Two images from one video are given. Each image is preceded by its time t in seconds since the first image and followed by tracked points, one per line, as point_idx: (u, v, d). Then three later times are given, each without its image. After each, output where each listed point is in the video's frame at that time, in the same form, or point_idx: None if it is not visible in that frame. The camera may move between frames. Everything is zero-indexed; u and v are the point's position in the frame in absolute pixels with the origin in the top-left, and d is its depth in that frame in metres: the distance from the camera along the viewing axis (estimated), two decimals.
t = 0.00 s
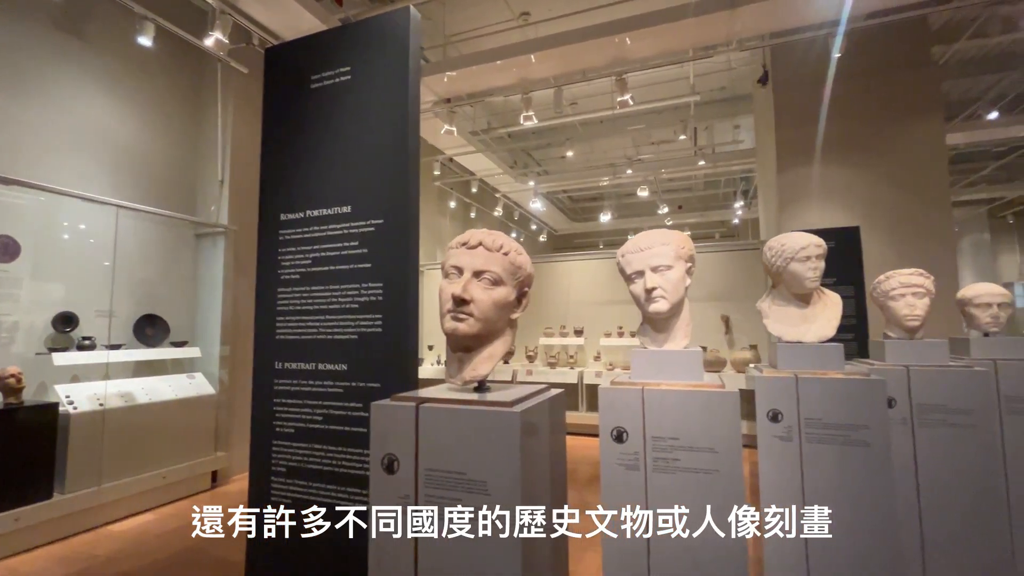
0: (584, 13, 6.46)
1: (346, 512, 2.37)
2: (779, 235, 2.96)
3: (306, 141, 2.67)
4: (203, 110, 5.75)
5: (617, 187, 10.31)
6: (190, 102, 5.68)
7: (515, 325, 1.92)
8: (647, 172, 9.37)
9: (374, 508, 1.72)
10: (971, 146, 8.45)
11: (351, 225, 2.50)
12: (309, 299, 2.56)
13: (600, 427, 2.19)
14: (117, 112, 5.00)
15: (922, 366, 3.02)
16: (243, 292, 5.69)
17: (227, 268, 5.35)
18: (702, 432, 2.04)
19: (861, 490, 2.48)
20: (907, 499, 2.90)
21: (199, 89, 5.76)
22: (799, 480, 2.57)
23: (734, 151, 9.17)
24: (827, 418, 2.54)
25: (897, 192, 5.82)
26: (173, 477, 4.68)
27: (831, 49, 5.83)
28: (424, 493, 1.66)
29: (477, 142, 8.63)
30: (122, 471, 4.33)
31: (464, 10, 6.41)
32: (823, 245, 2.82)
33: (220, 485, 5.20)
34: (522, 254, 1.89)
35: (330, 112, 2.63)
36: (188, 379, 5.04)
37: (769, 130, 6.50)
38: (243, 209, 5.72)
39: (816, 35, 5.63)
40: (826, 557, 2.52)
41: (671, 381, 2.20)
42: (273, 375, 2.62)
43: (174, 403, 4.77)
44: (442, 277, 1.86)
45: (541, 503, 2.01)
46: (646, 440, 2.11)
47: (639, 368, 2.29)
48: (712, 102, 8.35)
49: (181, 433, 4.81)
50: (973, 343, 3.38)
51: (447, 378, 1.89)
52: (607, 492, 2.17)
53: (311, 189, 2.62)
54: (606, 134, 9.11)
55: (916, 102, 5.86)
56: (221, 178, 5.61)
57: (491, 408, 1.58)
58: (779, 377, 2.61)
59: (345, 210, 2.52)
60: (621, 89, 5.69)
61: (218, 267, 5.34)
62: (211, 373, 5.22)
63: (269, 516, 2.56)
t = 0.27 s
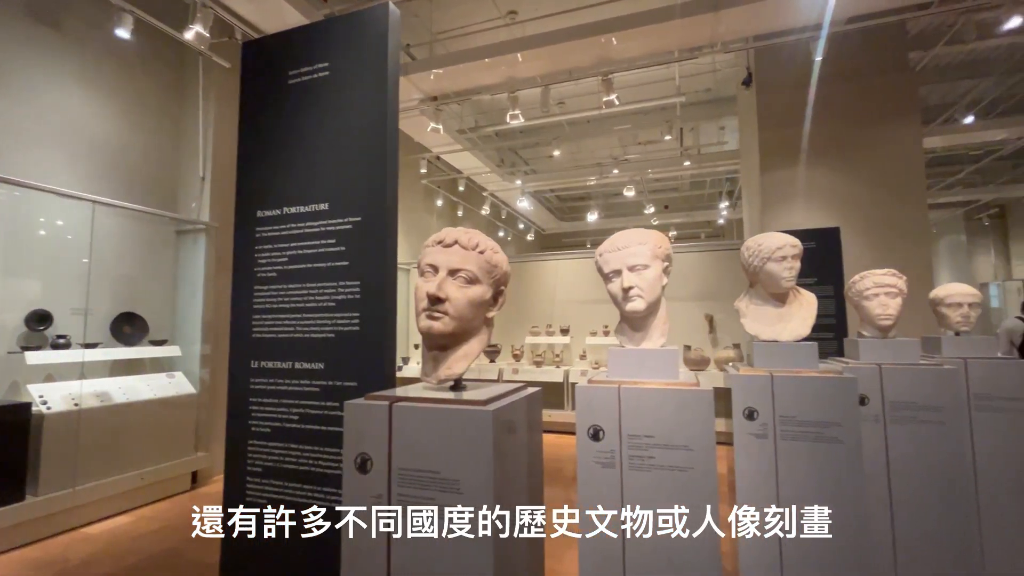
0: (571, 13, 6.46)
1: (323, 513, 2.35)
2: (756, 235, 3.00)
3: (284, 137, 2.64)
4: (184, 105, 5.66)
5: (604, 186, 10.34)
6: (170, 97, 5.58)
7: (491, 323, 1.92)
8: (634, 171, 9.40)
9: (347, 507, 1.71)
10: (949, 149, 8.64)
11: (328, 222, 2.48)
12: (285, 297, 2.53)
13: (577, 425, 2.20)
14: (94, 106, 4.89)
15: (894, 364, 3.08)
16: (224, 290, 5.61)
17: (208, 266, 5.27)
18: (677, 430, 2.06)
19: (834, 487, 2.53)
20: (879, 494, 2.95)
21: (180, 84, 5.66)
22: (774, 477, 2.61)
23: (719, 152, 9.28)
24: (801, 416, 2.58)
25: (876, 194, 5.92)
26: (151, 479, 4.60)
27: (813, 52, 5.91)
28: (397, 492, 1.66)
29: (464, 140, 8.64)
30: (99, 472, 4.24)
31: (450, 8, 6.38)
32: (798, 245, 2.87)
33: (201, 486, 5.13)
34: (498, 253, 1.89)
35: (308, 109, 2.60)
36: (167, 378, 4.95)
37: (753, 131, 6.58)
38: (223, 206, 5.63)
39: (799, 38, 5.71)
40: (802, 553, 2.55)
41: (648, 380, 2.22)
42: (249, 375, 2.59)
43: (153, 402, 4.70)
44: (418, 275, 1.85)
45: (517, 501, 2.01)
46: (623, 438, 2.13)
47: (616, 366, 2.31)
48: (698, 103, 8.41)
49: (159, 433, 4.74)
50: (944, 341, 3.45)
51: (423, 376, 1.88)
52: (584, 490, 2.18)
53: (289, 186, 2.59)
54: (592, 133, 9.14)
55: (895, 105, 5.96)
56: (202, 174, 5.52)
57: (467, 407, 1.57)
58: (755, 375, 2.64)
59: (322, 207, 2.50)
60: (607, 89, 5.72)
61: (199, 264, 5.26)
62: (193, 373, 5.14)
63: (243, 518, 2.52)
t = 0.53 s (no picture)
0: (558, 12, 6.47)
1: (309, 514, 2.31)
2: (735, 236, 3.03)
3: (263, 135, 2.61)
4: (164, 100, 5.56)
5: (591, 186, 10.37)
6: (150, 91, 5.48)
7: (469, 323, 1.92)
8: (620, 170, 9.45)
9: (323, 509, 1.70)
10: (927, 152, 8.84)
11: (307, 221, 2.46)
12: (263, 296, 2.51)
13: (556, 424, 2.21)
14: (70, 100, 4.79)
15: (868, 363, 3.14)
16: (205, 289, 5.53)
17: (189, 264, 5.19)
18: (654, 429, 2.07)
19: (810, 484, 2.57)
20: (853, 491, 3.01)
21: (160, 78, 5.56)
22: (751, 475, 2.65)
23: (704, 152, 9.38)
24: (777, 414, 2.62)
25: (855, 196, 6.03)
26: (129, 481, 4.52)
27: (795, 56, 6.00)
28: (372, 493, 1.65)
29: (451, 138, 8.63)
30: (75, 474, 4.16)
31: (436, 5, 6.36)
32: (775, 246, 2.91)
33: (181, 488, 5.05)
34: (476, 252, 1.89)
35: (287, 106, 2.58)
36: (147, 378, 4.87)
37: (737, 133, 6.66)
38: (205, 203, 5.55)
39: (783, 42, 5.79)
40: (780, 550, 2.59)
41: (626, 379, 2.24)
42: (227, 375, 2.55)
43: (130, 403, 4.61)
44: (395, 275, 1.85)
45: (495, 500, 2.02)
46: (601, 437, 2.14)
47: (595, 366, 2.32)
48: (684, 104, 8.48)
49: (137, 434, 4.65)
50: (917, 340, 3.52)
51: (400, 377, 1.88)
52: (562, 490, 2.19)
53: (267, 184, 2.56)
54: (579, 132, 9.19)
55: (875, 108, 6.07)
56: (184, 170, 5.44)
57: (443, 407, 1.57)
58: (732, 374, 2.68)
59: (301, 205, 2.48)
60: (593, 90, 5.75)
61: (181, 262, 5.18)
62: (172, 372, 5.06)
63: (219, 520, 2.49)
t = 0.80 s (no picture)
0: (544, 12, 6.49)
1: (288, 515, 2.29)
2: (712, 237, 3.08)
3: (239, 132, 2.58)
4: (143, 97, 5.47)
5: (577, 185, 10.44)
6: (129, 87, 5.38)
7: (446, 323, 1.92)
8: (605, 170, 9.53)
9: (296, 511, 1.69)
10: (904, 155, 9.05)
11: (283, 220, 2.44)
12: (239, 296, 2.48)
13: (533, 424, 2.23)
14: (46, 94, 4.68)
15: (841, 362, 3.20)
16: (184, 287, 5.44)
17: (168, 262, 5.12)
18: (630, 428, 2.10)
19: (783, 482, 2.62)
20: (826, 488, 3.07)
21: (140, 74, 5.46)
22: (727, 473, 2.69)
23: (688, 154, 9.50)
24: (751, 413, 2.66)
25: (834, 198, 6.15)
26: (105, 483, 4.44)
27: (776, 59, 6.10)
28: (345, 494, 1.64)
29: (437, 137, 8.61)
30: (49, 477, 4.08)
31: (422, 4, 6.34)
32: (751, 247, 2.96)
33: (159, 490, 4.98)
34: (452, 253, 1.90)
35: (264, 104, 2.55)
36: (124, 379, 4.81)
37: (719, 135, 6.75)
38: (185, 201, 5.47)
39: (764, 46, 5.87)
40: (755, 546, 2.64)
41: (603, 378, 2.26)
42: (201, 376, 2.51)
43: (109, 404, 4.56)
44: (372, 275, 1.84)
45: (472, 500, 2.02)
46: (577, 436, 2.16)
47: (573, 365, 2.33)
48: (668, 106, 8.57)
49: (114, 436, 4.58)
50: (890, 339, 3.60)
51: (375, 377, 1.87)
52: (539, 489, 2.21)
53: (243, 182, 2.54)
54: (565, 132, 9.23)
55: (854, 112, 6.19)
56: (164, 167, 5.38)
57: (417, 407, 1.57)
58: (709, 374, 2.72)
59: (278, 205, 2.46)
60: (578, 91, 5.79)
61: (161, 261, 5.11)
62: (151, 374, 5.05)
63: (193, 522, 2.46)
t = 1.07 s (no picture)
0: (529, 13, 6.50)
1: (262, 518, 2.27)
2: (689, 238, 3.11)
3: (213, 130, 2.54)
4: (121, 93, 5.37)
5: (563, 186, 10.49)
6: (106, 82, 5.27)
7: (420, 323, 1.92)
8: (591, 171, 9.60)
9: (267, 514, 1.67)
10: (881, 159, 9.25)
11: (258, 219, 2.41)
12: (212, 296, 2.44)
13: (510, 423, 2.23)
14: (19, 87, 4.56)
15: (815, 362, 3.26)
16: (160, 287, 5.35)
17: (145, 260, 5.03)
18: (604, 427, 2.11)
19: (756, 479, 2.66)
20: (800, 485, 3.13)
21: (118, 69, 5.35)
22: (702, 471, 2.73)
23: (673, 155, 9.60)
24: (726, 412, 2.70)
25: (812, 200, 6.26)
26: (79, 486, 4.36)
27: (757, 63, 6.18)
28: (316, 495, 1.63)
29: (422, 136, 8.59)
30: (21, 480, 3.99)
31: (406, 2, 6.30)
32: (727, 248, 3.00)
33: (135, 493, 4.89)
34: (427, 253, 1.89)
35: (239, 101, 2.52)
36: (100, 380, 4.72)
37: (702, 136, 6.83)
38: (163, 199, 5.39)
39: (747, 49, 5.95)
40: (729, 543, 2.68)
41: (579, 378, 2.28)
42: (173, 377, 2.47)
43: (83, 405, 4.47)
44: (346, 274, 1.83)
45: (447, 500, 2.02)
46: (553, 436, 2.17)
47: (550, 365, 2.34)
48: (653, 107, 8.64)
49: (88, 438, 4.48)
50: (863, 339, 3.67)
51: (349, 377, 1.86)
52: (515, 489, 2.22)
53: (217, 180, 2.50)
54: (550, 132, 9.27)
55: (832, 115, 6.30)
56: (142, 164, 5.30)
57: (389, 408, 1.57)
58: (685, 373, 2.76)
59: (253, 204, 2.43)
60: (563, 91, 5.82)
61: (138, 259, 5.03)
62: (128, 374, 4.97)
63: (164, 526, 2.42)
